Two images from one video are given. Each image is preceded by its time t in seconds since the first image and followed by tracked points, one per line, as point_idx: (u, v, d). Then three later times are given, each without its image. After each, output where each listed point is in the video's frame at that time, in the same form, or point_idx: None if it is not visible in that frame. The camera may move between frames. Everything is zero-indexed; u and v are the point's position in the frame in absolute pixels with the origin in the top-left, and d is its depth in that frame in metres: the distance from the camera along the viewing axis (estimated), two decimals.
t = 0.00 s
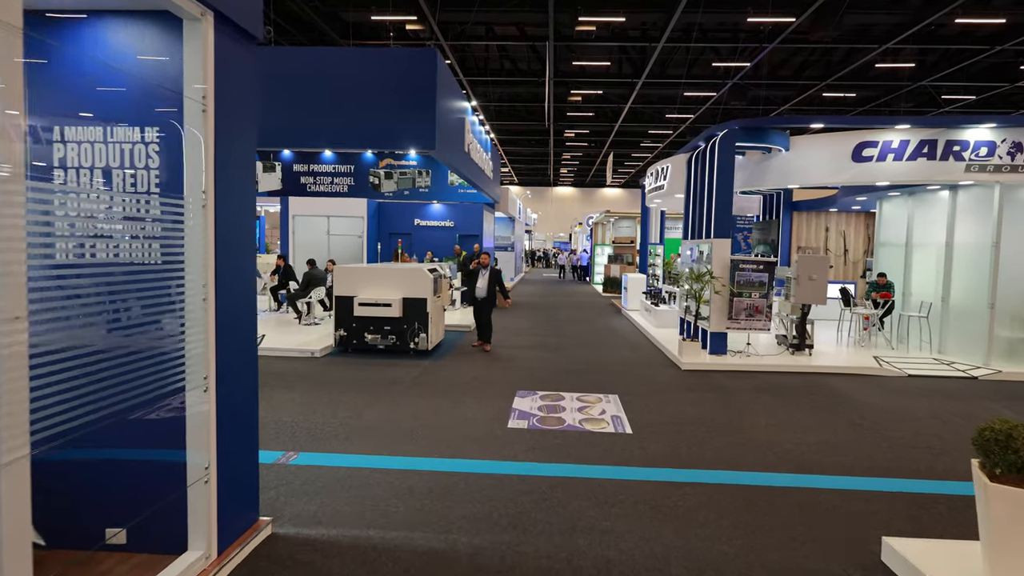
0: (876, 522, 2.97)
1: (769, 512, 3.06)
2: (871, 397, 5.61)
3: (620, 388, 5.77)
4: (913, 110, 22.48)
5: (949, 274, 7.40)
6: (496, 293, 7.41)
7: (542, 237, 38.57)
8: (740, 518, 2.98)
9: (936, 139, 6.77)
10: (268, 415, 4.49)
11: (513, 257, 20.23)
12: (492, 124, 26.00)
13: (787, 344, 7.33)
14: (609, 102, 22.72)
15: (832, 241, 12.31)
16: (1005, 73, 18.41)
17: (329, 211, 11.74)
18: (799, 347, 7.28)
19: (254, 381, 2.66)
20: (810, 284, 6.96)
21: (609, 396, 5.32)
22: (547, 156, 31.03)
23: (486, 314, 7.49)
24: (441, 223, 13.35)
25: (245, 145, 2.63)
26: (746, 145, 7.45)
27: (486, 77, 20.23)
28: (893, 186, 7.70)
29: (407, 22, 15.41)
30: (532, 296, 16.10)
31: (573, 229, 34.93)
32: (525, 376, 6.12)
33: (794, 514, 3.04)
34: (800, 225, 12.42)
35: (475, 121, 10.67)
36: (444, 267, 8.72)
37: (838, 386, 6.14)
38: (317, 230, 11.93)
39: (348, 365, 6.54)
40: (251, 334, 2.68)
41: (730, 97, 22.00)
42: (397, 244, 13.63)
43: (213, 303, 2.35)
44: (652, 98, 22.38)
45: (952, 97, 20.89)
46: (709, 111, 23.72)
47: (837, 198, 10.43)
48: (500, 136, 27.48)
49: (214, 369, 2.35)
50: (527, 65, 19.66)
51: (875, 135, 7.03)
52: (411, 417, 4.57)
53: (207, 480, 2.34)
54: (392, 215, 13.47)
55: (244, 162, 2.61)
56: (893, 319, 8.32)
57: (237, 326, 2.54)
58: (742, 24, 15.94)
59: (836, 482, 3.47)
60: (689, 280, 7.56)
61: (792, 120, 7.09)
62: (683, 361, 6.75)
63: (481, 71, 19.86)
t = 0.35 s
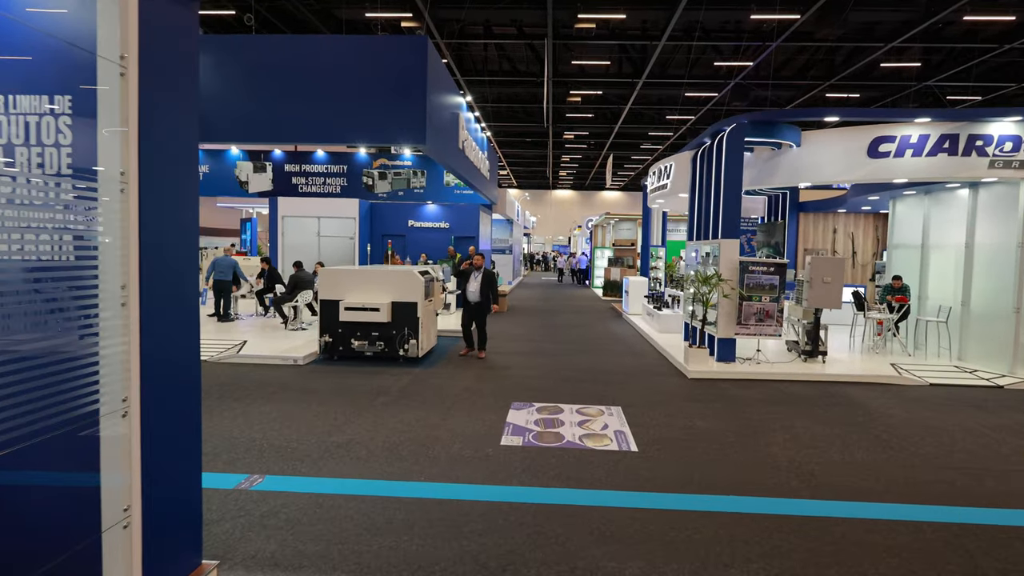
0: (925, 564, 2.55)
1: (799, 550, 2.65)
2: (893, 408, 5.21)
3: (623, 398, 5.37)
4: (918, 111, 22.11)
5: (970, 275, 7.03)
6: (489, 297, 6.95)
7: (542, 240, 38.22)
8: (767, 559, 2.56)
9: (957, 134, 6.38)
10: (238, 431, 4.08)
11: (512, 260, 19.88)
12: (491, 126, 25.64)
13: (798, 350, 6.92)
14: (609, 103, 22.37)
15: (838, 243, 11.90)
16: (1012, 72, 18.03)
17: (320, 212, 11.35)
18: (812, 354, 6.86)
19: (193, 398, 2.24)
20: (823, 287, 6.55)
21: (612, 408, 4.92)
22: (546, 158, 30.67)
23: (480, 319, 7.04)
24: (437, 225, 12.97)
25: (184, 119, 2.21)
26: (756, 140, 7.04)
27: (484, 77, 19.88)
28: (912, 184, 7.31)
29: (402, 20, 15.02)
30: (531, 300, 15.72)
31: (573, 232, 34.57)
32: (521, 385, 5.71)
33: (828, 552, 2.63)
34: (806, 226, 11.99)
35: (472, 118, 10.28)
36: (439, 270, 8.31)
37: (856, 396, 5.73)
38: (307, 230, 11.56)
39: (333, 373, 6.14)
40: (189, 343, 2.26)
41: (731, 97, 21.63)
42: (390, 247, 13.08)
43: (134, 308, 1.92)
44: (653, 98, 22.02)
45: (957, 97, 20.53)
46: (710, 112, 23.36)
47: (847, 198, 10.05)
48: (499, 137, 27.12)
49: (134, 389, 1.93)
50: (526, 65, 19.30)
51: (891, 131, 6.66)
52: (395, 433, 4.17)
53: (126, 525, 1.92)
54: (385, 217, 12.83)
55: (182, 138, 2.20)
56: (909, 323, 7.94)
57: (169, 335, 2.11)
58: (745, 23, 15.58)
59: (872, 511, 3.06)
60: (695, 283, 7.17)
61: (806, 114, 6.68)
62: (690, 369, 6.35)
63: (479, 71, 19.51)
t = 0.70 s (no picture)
0: None
1: None
2: (920, 433, 4.80)
3: (627, 421, 4.95)
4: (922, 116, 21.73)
5: (994, 287, 6.63)
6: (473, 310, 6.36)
7: (541, 247, 37.79)
8: None
9: (982, 135, 5.98)
10: (200, 464, 3.65)
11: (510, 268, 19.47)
12: (488, 132, 25.27)
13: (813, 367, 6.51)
14: (608, 109, 22.03)
15: (847, 252, 11.50)
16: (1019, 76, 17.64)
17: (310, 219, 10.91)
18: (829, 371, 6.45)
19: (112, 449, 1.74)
20: (840, 298, 6.14)
21: (616, 434, 4.51)
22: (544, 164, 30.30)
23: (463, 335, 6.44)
24: (431, 231, 12.61)
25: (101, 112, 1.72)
26: (766, 143, 6.60)
27: (481, 83, 19.54)
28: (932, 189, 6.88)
29: (395, 24, 14.62)
30: (529, 309, 15.32)
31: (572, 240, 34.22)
32: (517, 406, 5.29)
33: None
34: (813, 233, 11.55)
35: (468, 122, 9.86)
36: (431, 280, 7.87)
37: (878, 417, 5.33)
38: (296, 238, 11.09)
39: (315, 393, 5.72)
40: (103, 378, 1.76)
41: (732, 103, 21.25)
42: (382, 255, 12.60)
43: (16, 339, 1.43)
44: (652, 104, 21.65)
45: (962, 101, 20.15)
46: (711, 118, 22.99)
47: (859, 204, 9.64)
48: (496, 144, 26.75)
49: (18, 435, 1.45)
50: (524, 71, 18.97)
51: (911, 132, 6.25)
52: (376, 465, 3.76)
53: None
54: (377, 224, 12.58)
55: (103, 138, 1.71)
56: (929, 335, 7.54)
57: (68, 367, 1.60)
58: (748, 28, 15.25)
59: (920, 567, 2.64)
60: (702, 294, 6.76)
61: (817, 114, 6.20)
62: (698, 389, 5.93)
63: (475, 76, 19.14)
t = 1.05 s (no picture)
0: None
1: None
2: (956, 458, 4.38)
3: (635, 445, 4.52)
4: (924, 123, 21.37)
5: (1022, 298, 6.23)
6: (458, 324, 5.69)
7: (540, 256, 37.35)
8: None
9: (1010, 137, 5.60)
10: (158, 501, 3.23)
11: (508, 278, 19.07)
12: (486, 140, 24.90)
13: (832, 384, 6.09)
14: (608, 117, 21.67)
15: (858, 259, 11.06)
16: None
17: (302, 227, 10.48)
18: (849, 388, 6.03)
19: None
20: (862, 310, 5.73)
21: (624, 462, 4.09)
22: (543, 173, 29.92)
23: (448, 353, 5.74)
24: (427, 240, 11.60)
25: None
26: (779, 144, 6.13)
27: (479, 91, 19.19)
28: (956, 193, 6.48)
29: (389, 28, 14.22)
30: (529, 320, 14.90)
31: (571, 249, 33.84)
32: (515, 428, 4.87)
33: None
34: (822, 241, 11.15)
35: (465, 125, 9.42)
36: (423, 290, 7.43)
37: (906, 439, 4.90)
38: (286, 247, 10.61)
39: (297, 413, 5.29)
40: None
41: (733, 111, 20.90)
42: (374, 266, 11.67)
43: None
44: (652, 112, 21.29)
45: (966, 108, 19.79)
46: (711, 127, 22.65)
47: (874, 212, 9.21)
48: (494, 152, 26.37)
49: None
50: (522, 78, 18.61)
51: (933, 133, 5.86)
52: (356, 500, 3.33)
53: None
54: (371, 232, 11.53)
55: None
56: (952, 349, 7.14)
57: None
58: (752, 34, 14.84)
59: None
60: (712, 304, 6.35)
61: (834, 113, 5.72)
62: (710, 408, 5.50)
63: (474, 84, 18.79)
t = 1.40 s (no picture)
0: None
1: None
2: (994, 482, 3.97)
3: (640, 467, 4.11)
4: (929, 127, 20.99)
5: None
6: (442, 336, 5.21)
7: (540, 263, 36.92)
8: None
9: None
10: (93, 540, 2.82)
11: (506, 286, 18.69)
12: (484, 146, 24.54)
13: (850, 398, 5.68)
14: (608, 122, 21.32)
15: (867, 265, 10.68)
16: None
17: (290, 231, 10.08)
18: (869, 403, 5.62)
19: None
20: (883, 319, 5.32)
21: (629, 488, 3.67)
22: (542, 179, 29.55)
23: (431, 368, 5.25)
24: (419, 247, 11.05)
25: None
26: (792, 142, 5.73)
27: (476, 94, 18.83)
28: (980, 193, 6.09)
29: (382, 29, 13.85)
30: (528, 328, 14.49)
31: (570, 255, 33.46)
32: (507, 447, 4.46)
33: None
34: (830, 247, 10.77)
35: (459, 126, 9.03)
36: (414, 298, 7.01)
37: (936, 459, 4.49)
38: (274, 253, 10.26)
39: (272, 431, 4.88)
40: None
41: (735, 115, 20.56)
42: (366, 272, 11.23)
43: None
44: (652, 116, 20.95)
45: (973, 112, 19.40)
46: (712, 132, 22.30)
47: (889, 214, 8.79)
48: (493, 158, 26.02)
49: None
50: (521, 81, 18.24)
51: (957, 129, 5.46)
52: (323, 537, 2.92)
53: None
54: (363, 238, 11.10)
55: None
56: (974, 359, 6.74)
57: None
58: (756, 36, 14.45)
59: None
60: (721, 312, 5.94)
61: (852, 107, 5.33)
62: (721, 424, 5.08)
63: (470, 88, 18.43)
